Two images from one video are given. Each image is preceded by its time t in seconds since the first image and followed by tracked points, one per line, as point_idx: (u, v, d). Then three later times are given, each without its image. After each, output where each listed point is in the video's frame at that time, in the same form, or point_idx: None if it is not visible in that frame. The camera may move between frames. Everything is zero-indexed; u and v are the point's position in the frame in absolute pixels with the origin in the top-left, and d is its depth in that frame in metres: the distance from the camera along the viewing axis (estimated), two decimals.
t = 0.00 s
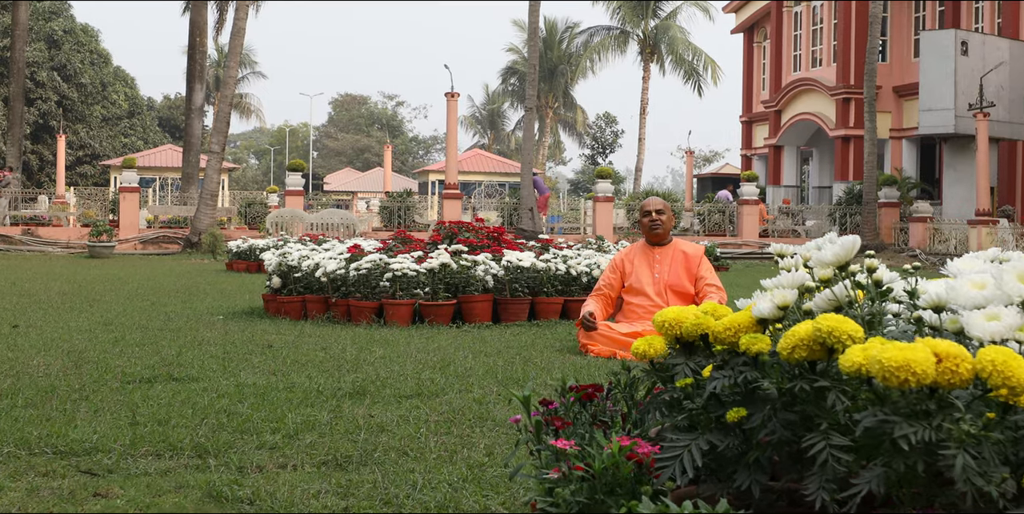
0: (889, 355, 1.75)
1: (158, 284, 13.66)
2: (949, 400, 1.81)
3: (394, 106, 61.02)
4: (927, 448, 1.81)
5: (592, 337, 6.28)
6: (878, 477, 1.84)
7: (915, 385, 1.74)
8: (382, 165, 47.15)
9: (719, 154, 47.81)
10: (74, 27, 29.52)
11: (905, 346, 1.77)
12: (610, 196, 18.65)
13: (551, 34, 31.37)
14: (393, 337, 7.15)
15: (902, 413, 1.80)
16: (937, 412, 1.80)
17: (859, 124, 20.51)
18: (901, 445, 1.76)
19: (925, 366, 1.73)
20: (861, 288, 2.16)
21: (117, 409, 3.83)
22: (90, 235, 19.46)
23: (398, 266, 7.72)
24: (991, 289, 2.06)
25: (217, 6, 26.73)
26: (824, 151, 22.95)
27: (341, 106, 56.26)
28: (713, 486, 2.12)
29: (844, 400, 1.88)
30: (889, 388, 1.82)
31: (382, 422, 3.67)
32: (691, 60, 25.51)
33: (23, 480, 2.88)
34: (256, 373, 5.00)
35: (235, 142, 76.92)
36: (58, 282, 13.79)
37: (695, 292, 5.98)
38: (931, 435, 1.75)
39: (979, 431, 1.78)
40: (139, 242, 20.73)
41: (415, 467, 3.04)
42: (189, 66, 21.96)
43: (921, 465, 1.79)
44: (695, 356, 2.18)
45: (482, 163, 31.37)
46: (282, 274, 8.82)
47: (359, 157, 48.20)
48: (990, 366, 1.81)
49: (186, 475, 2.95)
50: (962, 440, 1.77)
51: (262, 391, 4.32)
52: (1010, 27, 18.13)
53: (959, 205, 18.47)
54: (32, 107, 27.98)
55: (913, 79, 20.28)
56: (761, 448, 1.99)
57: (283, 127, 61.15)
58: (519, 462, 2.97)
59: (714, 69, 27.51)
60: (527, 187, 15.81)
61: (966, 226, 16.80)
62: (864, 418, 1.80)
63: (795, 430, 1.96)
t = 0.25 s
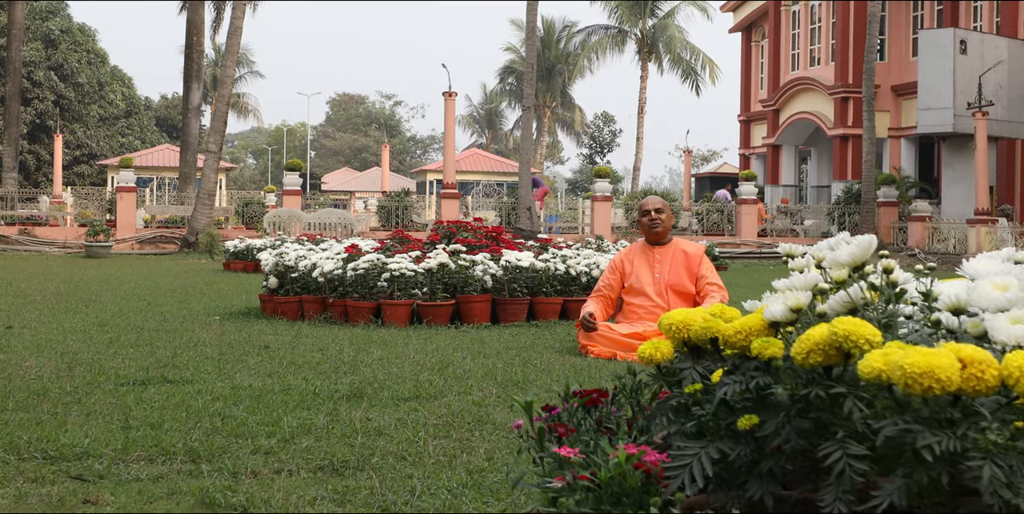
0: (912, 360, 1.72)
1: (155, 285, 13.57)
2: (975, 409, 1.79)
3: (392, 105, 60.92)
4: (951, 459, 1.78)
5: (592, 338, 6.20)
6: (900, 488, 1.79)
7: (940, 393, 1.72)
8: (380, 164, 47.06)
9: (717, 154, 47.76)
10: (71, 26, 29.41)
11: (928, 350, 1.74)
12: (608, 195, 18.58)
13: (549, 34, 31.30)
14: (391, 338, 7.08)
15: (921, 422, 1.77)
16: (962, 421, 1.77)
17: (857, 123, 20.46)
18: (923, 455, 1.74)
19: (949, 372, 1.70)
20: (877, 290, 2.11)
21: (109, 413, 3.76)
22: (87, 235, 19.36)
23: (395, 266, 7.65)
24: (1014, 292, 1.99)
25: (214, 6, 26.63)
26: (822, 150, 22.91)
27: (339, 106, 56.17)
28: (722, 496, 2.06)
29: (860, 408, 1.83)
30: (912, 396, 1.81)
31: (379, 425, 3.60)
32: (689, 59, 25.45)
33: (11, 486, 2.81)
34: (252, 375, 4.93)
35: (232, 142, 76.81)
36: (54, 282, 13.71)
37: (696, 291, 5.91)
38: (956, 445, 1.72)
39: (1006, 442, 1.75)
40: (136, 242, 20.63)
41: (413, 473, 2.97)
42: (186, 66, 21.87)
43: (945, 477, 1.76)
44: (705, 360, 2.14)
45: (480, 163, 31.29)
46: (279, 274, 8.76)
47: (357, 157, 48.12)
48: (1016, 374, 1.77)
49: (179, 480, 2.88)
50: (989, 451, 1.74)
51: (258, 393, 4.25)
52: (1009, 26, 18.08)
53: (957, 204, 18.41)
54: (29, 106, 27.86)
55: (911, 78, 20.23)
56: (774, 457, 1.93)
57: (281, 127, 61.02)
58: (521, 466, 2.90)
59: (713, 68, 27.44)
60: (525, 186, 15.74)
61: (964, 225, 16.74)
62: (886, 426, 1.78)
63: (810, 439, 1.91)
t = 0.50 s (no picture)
0: (942, 369, 1.64)
1: (154, 285, 13.49)
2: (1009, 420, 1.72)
3: (393, 106, 60.85)
4: (981, 472, 1.73)
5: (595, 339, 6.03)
6: (929, 502, 1.72)
7: (972, 402, 1.64)
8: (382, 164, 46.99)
9: (718, 154, 47.67)
10: (72, 26, 29.34)
11: (960, 358, 1.65)
12: (610, 195, 18.50)
13: (550, 33, 31.22)
14: (392, 339, 7.00)
15: (950, 432, 1.70)
16: (995, 433, 1.70)
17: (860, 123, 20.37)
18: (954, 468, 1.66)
19: (982, 381, 1.62)
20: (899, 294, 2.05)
21: (105, 416, 3.68)
22: (88, 235, 19.30)
23: (396, 266, 7.57)
24: None
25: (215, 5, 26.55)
26: (825, 150, 22.83)
27: (340, 105, 56.07)
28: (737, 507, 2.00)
29: (884, 418, 1.77)
30: (942, 406, 1.73)
31: (380, 429, 3.52)
32: (691, 59, 25.37)
33: None
34: (251, 377, 4.86)
35: (233, 142, 76.79)
36: (53, 281, 13.63)
37: (701, 291, 5.84)
38: (989, 458, 1.65)
39: None
40: (137, 242, 20.57)
41: (414, 479, 2.90)
42: (187, 65, 21.81)
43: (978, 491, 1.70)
44: (718, 366, 2.08)
45: (482, 163, 31.23)
46: (279, 275, 8.69)
47: (359, 156, 48.06)
48: None
49: (174, 487, 2.81)
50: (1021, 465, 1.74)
51: (256, 396, 4.17)
52: (1012, 25, 17.99)
53: (960, 204, 18.31)
54: (30, 106, 27.81)
55: (914, 78, 20.13)
56: (792, 468, 1.86)
57: (282, 127, 60.96)
58: (526, 473, 2.83)
59: (714, 67, 27.36)
60: (526, 186, 15.67)
61: (968, 225, 16.65)
62: (915, 439, 1.69)
63: (831, 451, 1.82)
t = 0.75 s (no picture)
0: (967, 379, 1.59)
1: (152, 286, 13.41)
2: None
3: (393, 105, 60.73)
4: (1007, 488, 1.68)
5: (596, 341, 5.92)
6: None
7: (998, 414, 1.59)
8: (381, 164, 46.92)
9: (718, 154, 47.58)
10: (71, 26, 29.25)
11: (986, 369, 1.61)
12: (610, 195, 18.43)
13: (550, 33, 31.14)
14: (390, 340, 6.92)
15: (974, 446, 1.66)
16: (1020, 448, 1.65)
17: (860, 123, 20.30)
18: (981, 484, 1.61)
19: (1010, 392, 1.57)
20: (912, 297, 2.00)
21: (95, 422, 3.61)
22: (86, 235, 19.22)
23: (394, 267, 7.49)
24: None
25: (214, 5, 26.46)
26: (825, 150, 22.75)
27: (339, 105, 55.98)
28: None
29: (901, 429, 1.72)
30: (964, 418, 1.70)
31: (375, 435, 3.45)
32: (691, 59, 25.30)
33: None
34: (246, 380, 4.78)
35: (233, 142, 76.74)
36: (50, 283, 13.55)
37: (702, 293, 5.77)
38: (1018, 474, 1.60)
39: None
40: (135, 243, 20.49)
41: (410, 487, 2.82)
42: (186, 65, 21.72)
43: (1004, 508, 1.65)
44: (723, 372, 2.04)
45: (481, 163, 31.15)
46: (277, 276, 8.62)
47: (358, 156, 47.99)
48: None
49: (163, 496, 2.73)
50: None
51: (250, 400, 4.10)
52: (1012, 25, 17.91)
53: (960, 204, 18.24)
54: (29, 106, 27.73)
55: (914, 78, 20.06)
56: (804, 481, 1.81)
57: (282, 127, 60.87)
58: (526, 480, 2.76)
59: (714, 67, 27.29)
60: (526, 187, 15.59)
61: (968, 225, 16.56)
62: (937, 453, 1.65)
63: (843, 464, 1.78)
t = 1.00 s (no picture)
0: (987, 384, 1.55)
1: (150, 286, 13.33)
2: None
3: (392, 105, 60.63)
4: None
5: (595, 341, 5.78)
6: None
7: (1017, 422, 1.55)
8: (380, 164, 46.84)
9: (718, 154, 47.52)
10: (70, 26, 29.15)
11: (1005, 373, 1.57)
12: (609, 195, 18.36)
13: (549, 33, 31.08)
14: (387, 341, 6.85)
15: (993, 454, 1.62)
16: None
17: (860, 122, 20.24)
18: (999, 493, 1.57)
19: None
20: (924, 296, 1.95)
21: (84, 425, 3.54)
22: (84, 236, 19.14)
23: (392, 267, 7.43)
24: None
25: (213, 5, 26.42)
26: (824, 150, 22.70)
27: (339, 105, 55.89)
28: None
29: (916, 437, 1.67)
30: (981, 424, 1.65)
31: (370, 438, 3.38)
32: (690, 58, 25.25)
33: None
34: (241, 381, 4.72)
35: (232, 143, 76.67)
36: (47, 283, 13.47)
37: (702, 293, 5.71)
38: None
39: None
40: (133, 243, 20.41)
41: (404, 492, 2.75)
42: (184, 65, 21.65)
43: None
44: (728, 375, 1.98)
45: (480, 163, 31.10)
46: (274, 276, 8.57)
47: (357, 157, 47.94)
48: None
49: (152, 501, 2.66)
50: None
51: (243, 403, 4.03)
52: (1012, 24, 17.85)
53: (960, 204, 18.17)
54: (27, 107, 27.65)
55: (914, 77, 20.00)
56: (814, 489, 1.76)
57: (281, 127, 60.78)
58: (523, 486, 2.69)
59: (714, 67, 27.24)
60: (525, 187, 15.52)
61: (968, 224, 16.50)
62: (955, 462, 1.61)
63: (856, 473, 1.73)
